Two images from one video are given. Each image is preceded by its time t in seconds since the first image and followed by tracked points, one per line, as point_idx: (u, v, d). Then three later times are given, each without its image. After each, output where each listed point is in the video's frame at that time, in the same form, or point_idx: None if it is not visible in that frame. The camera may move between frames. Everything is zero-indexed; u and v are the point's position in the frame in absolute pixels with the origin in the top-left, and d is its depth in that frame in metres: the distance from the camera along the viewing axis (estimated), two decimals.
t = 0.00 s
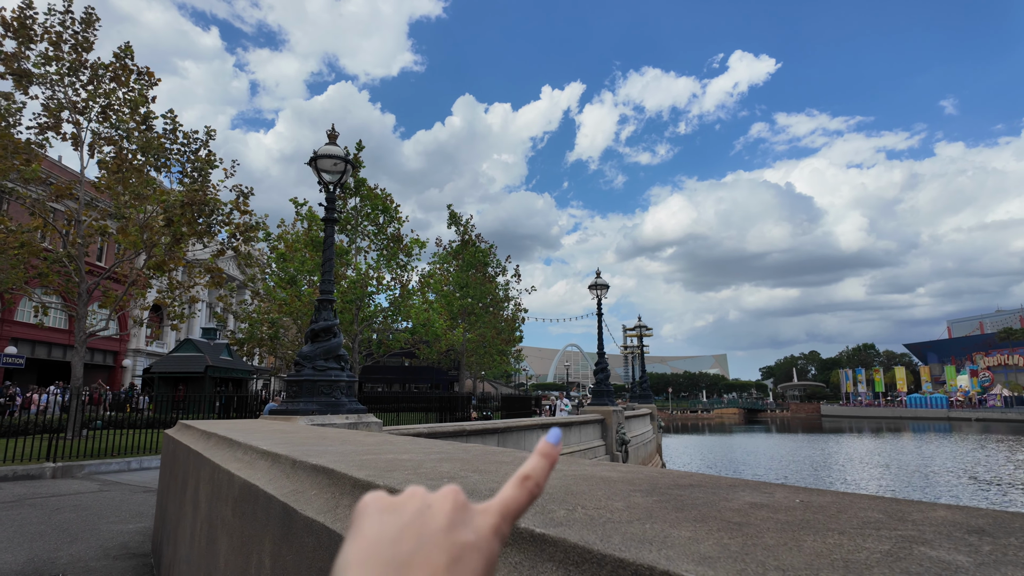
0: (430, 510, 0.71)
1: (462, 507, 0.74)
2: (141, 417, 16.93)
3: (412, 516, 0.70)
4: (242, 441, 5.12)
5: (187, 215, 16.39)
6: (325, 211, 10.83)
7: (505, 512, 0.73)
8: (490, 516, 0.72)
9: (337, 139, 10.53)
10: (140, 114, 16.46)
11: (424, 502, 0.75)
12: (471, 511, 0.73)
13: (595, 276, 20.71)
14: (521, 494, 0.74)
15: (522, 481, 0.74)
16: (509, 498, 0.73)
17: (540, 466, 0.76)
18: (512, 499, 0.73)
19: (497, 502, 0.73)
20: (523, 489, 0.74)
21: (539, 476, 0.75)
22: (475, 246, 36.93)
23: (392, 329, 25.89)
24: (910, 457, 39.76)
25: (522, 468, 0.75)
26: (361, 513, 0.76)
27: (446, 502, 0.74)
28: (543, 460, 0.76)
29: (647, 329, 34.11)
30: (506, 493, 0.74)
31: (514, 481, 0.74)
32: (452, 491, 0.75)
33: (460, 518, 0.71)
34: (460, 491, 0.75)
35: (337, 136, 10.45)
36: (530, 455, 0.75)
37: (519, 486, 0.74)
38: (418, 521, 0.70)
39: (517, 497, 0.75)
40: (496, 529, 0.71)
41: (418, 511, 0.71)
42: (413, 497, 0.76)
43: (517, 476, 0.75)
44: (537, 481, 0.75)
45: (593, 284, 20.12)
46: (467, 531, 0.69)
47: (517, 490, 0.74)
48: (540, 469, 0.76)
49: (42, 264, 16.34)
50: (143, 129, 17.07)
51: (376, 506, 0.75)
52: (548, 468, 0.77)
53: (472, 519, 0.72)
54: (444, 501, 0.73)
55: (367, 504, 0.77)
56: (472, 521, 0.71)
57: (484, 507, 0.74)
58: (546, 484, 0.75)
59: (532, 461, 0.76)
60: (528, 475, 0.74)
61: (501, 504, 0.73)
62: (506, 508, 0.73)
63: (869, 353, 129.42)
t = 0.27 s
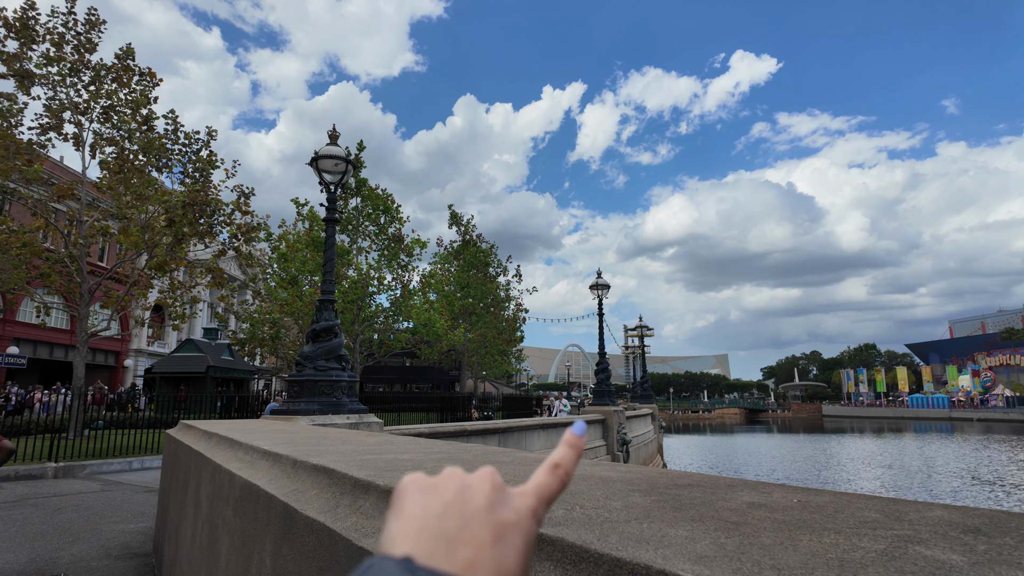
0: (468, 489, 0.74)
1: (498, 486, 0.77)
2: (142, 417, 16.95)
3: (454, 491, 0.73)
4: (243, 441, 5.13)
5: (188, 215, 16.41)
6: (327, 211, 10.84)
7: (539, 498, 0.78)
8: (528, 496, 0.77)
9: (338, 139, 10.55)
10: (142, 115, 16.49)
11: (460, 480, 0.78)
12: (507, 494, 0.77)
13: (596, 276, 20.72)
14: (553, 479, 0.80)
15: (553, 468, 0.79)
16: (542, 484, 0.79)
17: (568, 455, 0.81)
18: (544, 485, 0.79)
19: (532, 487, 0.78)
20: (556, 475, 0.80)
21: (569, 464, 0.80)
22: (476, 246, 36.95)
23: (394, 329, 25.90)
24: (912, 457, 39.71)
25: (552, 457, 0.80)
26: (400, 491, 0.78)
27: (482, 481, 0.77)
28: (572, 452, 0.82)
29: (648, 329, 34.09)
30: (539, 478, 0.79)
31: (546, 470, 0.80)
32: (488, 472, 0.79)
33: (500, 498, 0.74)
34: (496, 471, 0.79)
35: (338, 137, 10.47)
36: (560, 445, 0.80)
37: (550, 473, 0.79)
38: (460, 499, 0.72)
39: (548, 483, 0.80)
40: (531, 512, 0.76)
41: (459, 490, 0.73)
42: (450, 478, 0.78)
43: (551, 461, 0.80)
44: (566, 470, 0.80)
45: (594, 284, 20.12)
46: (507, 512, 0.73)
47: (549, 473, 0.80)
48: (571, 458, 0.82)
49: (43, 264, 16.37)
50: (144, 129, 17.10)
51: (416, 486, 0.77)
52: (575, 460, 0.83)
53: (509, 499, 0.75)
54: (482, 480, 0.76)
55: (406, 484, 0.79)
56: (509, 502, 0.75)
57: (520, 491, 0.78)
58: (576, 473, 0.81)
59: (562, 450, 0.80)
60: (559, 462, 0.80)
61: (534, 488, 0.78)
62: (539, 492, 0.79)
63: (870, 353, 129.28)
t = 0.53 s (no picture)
0: (494, 494, 0.74)
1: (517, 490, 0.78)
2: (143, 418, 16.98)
3: (481, 497, 0.73)
4: (242, 442, 5.14)
5: (189, 215, 16.43)
6: (327, 211, 10.85)
7: (558, 499, 0.80)
8: (550, 499, 0.79)
9: (337, 140, 10.56)
10: (142, 115, 16.52)
11: (483, 488, 0.77)
12: (529, 496, 0.78)
13: (596, 277, 20.74)
14: (568, 482, 0.83)
15: (567, 472, 0.83)
16: (558, 487, 0.81)
17: (578, 459, 0.85)
18: (559, 489, 0.82)
19: (552, 491, 0.80)
20: (572, 477, 0.83)
21: (580, 469, 0.84)
22: (476, 246, 36.98)
23: (394, 329, 25.92)
24: (913, 457, 39.67)
25: (563, 461, 0.84)
26: (427, 499, 0.77)
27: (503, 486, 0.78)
28: (581, 456, 0.86)
29: (648, 329, 34.10)
30: (556, 482, 0.82)
31: (559, 474, 0.83)
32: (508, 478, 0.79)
33: (523, 500, 0.75)
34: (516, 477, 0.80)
35: (337, 137, 10.48)
36: (568, 450, 0.85)
37: (563, 477, 0.83)
38: (488, 502, 0.72)
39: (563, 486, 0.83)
40: (551, 513, 0.78)
41: (483, 495, 0.73)
42: (475, 482, 0.78)
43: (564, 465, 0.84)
44: (578, 471, 0.84)
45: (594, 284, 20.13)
46: (532, 513, 0.74)
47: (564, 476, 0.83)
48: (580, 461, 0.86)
49: (44, 264, 16.40)
50: (145, 130, 17.14)
51: (441, 493, 0.77)
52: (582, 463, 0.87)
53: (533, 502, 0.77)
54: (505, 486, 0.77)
55: (429, 491, 0.79)
56: (533, 504, 0.76)
57: (539, 494, 0.80)
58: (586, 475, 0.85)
59: (572, 454, 0.86)
60: (570, 467, 0.84)
61: (553, 491, 0.81)
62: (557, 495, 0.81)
63: (870, 353, 129.22)
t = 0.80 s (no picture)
0: (497, 497, 0.75)
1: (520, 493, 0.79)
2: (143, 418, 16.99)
3: (486, 501, 0.74)
4: (239, 443, 5.15)
5: (188, 216, 16.45)
6: (326, 212, 10.86)
7: (557, 501, 0.83)
8: (550, 501, 0.81)
9: (337, 140, 10.57)
10: (141, 115, 16.55)
11: (488, 493, 0.78)
12: (529, 498, 0.80)
13: (595, 277, 20.77)
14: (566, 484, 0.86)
15: (561, 475, 0.87)
16: (557, 488, 0.84)
17: (570, 464, 0.90)
18: (557, 490, 0.84)
19: (550, 492, 0.83)
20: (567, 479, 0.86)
21: (574, 471, 0.89)
22: (476, 247, 37.01)
23: (394, 329, 25.92)
24: (913, 458, 39.62)
25: (558, 465, 0.88)
26: (431, 504, 0.77)
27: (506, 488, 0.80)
28: (573, 460, 0.91)
29: (648, 329, 34.10)
30: (553, 484, 0.85)
31: (556, 476, 0.86)
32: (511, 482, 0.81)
33: (525, 502, 0.77)
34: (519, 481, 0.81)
35: (336, 138, 10.49)
36: (562, 454, 0.90)
37: (559, 479, 0.86)
38: (492, 505, 0.74)
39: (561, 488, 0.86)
40: (551, 512, 0.80)
41: (488, 497, 0.74)
42: (477, 487, 0.79)
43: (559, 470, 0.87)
44: (573, 474, 0.88)
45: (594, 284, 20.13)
46: (532, 513, 0.76)
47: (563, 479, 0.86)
48: (573, 463, 0.90)
49: (44, 265, 16.43)
50: (144, 130, 17.18)
51: (445, 497, 0.77)
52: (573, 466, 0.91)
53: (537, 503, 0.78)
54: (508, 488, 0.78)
55: (434, 496, 0.79)
56: (535, 505, 0.78)
57: (539, 495, 0.82)
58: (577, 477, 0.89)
59: (565, 459, 0.91)
60: (564, 469, 0.88)
61: (553, 493, 0.83)
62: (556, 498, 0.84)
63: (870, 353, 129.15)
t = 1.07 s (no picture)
0: (516, 502, 0.74)
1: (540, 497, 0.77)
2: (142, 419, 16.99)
3: (505, 506, 0.72)
4: (238, 442, 5.15)
5: (188, 216, 16.45)
6: (325, 212, 10.86)
7: (578, 503, 0.80)
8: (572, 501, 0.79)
9: (336, 140, 10.57)
10: (141, 115, 16.57)
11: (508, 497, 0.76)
12: (549, 500, 0.78)
13: (595, 277, 20.78)
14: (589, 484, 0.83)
15: (583, 475, 0.82)
16: (577, 489, 0.81)
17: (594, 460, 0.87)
18: (578, 491, 0.81)
19: (572, 493, 0.80)
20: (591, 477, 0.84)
21: (596, 473, 0.82)
22: (475, 247, 37.04)
23: (394, 329, 25.91)
24: (913, 458, 39.61)
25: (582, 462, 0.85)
26: (452, 509, 0.76)
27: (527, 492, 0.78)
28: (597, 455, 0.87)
29: (648, 329, 34.11)
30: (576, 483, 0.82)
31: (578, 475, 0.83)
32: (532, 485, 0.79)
33: (544, 505, 0.75)
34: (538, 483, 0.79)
35: (336, 138, 10.50)
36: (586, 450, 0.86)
37: (582, 480, 0.82)
38: (511, 510, 0.72)
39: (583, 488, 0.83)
40: (572, 516, 0.78)
41: (507, 503, 0.73)
42: (498, 490, 0.77)
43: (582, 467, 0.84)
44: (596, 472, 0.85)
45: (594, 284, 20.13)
46: (552, 518, 0.74)
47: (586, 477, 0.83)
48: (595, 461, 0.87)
49: (43, 265, 16.44)
50: (144, 131, 17.20)
51: (466, 501, 0.77)
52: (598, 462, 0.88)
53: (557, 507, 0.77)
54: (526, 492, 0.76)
55: (456, 500, 0.78)
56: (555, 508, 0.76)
57: (559, 498, 0.80)
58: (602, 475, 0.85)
59: (588, 458, 0.84)
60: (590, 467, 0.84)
61: (575, 494, 0.81)
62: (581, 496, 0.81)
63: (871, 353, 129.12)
